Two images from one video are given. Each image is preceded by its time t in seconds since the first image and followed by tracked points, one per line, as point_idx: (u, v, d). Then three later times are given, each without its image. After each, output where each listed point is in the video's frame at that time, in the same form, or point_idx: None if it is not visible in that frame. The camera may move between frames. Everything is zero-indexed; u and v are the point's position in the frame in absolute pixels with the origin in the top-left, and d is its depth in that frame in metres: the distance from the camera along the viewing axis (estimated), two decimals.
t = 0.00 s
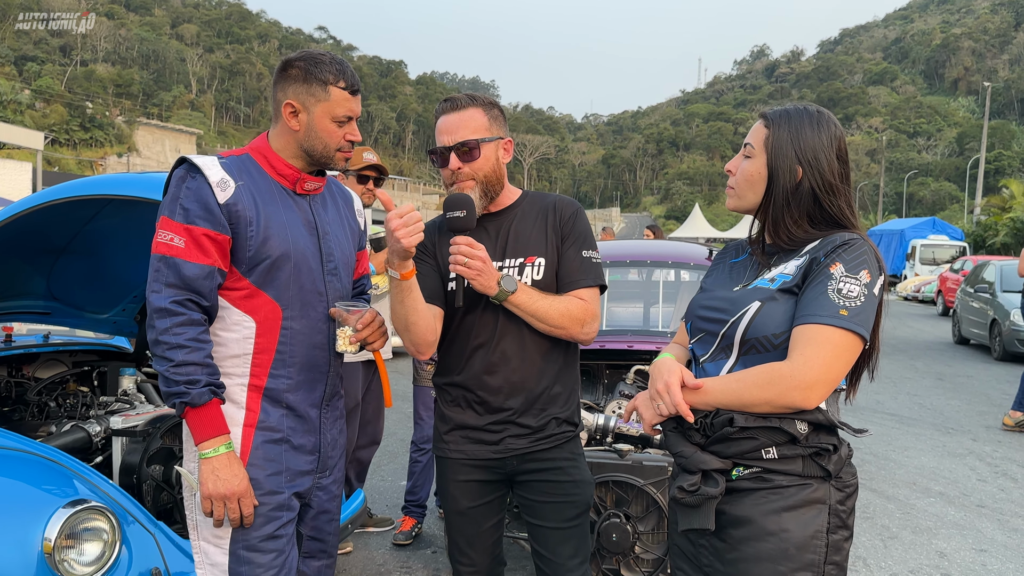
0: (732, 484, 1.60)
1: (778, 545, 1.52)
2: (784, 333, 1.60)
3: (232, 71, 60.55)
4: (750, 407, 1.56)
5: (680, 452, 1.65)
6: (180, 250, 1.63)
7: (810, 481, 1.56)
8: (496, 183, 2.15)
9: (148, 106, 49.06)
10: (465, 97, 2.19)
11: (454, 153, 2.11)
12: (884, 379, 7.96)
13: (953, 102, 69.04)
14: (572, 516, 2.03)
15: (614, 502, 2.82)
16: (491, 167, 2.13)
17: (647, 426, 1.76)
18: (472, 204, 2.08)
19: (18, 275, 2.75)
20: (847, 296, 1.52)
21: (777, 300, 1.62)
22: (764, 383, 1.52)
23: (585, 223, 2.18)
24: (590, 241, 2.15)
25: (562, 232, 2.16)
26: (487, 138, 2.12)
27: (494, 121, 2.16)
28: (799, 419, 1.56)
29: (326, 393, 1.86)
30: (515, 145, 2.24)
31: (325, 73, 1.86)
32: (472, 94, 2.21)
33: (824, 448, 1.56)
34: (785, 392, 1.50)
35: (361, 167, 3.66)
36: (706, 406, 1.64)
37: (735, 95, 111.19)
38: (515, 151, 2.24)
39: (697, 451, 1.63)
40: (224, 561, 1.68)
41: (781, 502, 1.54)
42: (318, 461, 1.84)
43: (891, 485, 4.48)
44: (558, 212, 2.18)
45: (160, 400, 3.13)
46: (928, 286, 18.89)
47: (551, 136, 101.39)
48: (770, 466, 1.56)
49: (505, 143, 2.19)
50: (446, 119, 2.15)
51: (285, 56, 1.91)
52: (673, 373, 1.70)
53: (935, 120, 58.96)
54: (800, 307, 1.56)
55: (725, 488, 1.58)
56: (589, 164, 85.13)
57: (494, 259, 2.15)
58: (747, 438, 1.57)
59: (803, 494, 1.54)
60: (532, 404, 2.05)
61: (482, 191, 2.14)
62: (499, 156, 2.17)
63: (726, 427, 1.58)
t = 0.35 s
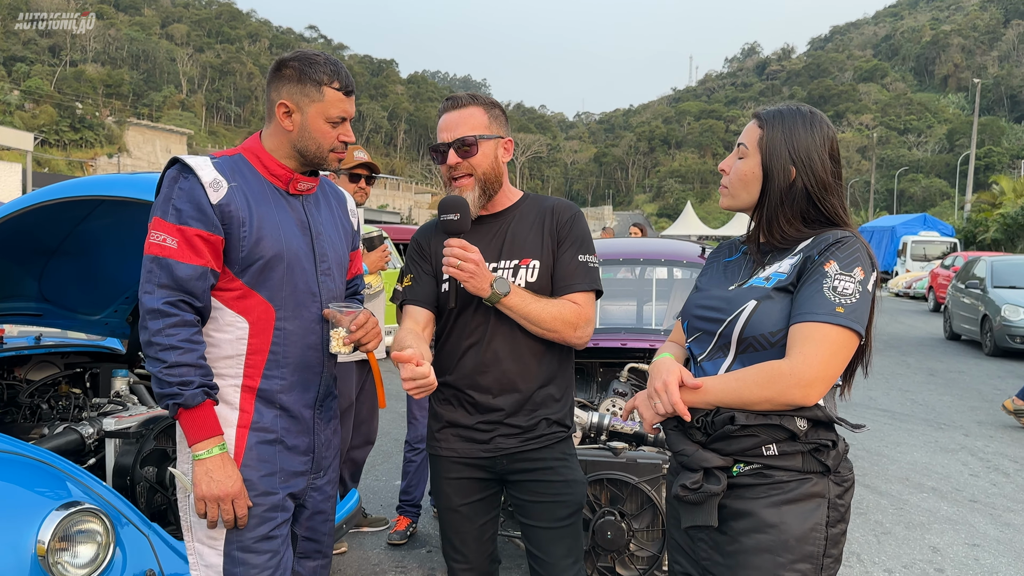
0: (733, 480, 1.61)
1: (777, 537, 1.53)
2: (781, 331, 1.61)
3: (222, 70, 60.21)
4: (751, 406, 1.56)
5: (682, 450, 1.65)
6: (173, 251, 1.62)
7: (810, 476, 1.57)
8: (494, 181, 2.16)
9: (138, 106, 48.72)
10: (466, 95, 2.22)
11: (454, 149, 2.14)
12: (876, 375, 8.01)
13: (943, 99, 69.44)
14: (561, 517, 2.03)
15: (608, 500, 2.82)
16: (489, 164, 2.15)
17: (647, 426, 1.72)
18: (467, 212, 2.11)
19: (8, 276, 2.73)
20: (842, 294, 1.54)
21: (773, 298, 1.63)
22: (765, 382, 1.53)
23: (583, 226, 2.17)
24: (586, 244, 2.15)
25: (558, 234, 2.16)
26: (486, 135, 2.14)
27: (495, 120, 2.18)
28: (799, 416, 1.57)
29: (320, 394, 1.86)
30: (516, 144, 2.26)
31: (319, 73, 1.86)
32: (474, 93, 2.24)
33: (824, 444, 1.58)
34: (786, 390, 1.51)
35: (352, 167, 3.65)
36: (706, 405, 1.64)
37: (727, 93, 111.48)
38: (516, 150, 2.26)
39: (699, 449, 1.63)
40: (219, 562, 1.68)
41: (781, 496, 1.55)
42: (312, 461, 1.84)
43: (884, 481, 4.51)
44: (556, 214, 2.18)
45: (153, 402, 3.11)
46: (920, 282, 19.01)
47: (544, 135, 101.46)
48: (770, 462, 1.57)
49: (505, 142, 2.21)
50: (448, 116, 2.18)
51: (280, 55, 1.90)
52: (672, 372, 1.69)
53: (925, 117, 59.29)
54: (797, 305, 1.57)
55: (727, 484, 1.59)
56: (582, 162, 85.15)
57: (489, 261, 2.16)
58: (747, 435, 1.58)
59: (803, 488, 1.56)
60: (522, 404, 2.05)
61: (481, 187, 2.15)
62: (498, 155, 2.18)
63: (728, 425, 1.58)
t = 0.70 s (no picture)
0: (732, 477, 1.61)
1: (776, 530, 1.54)
2: (775, 326, 1.62)
3: (213, 68, 59.88)
4: (750, 401, 1.57)
5: (682, 448, 1.66)
6: (166, 250, 1.62)
7: (808, 469, 1.58)
8: (493, 168, 2.19)
9: (129, 105, 48.40)
10: (474, 87, 2.26)
11: (453, 134, 2.17)
12: (868, 370, 8.06)
13: (934, 95, 69.76)
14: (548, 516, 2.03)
15: (602, 497, 2.83)
16: (489, 152, 2.18)
17: (645, 424, 1.73)
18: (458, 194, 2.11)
19: None
20: (836, 288, 1.55)
21: (767, 294, 1.64)
22: (762, 377, 1.54)
23: (576, 222, 2.16)
24: (578, 240, 2.15)
25: (551, 231, 2.15)
26: (488, 126, 2.17)
27: (498, 113, 2.21)
28: (797, 410, 1.58)
29: (314, 392, 1.86)
30: (518, 139, 2.28)
31: (312, 71, 1.86)
32: (480, 85, 2.27)
33: (821, 438, 1.60)
34: (784, 385, 1.52)
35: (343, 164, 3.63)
36: (704, 402, 1.64)
37: (719, 90, 111.70)
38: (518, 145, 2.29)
39: (698, 446, 1.64)
40: (213, 561, 1.68)
41: (781, 490, 1.56)
42: (306, 460, 1.84)
43: (876, 476, 4.55)
44: (549, 210, 2.18)
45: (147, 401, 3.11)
46: (911, 278, 19.10)
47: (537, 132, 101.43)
48: (769, 457, 1.58)
49: (507, 135, 2.23)
50: (454, 104, 2.22)
51: (273, 53, 1.90)
52: (670, 371, 1.70)
53: (916, 113, 59.56)
54: (790, 300, 1.58)
55: (727, 480, 1.60)
56: (575, 160, 85.15)
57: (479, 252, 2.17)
58: (747, 431, 1.58)
59: (802, 482, 1.57)
60: (508, 402, 2.05)
61: (478, 173, 2.17)
62: (500, 145, 2.21)
63: (727, 422, 1.59)
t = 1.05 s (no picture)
0: (722, 472, 1.61)
1: (765, 525, 1.55)
2: (766, 324, 1.63)
3: (209, 67, 59.71)
4: (740, 398, 1.58)
5: (672, 443, 1.66)
6: (159, 247, 1.62)
7: (797, 465, 1.60)
8: (489, 163, 2.19)
9: (124, 103, 48.24)
10: (473, 85, 2.27)
11: (449, 134, 2.20)
12: (862, 368, 8.09)
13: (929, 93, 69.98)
14: (538, 521, 2.04)
15: (596, 494, 2.84)
16: (484, 146, 2.18)
17: (636, 420, 1.74)
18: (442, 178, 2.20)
19: None
20: (827, 287, 1.56)
21: (759, 292, 1.65)
22: (753, 373, 1.55)
23: (573, 215, 2.14)
24: (573, 232, 2.12)
25: (546, 223, 2.14)
26: (485, 122, 2.18)
27: (496, 108, 2.21)
28: (786, 407, 1.59)
29: (306, 390, 1.86)
30: (519, 132, 2.27)
31: (305, 69, 1.86)
32: (480, 82, 2.28)
33: (810, 435, 1.61)
34: (774, 382, 1.53)
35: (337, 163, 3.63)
36: (695, 399, 1.65)
37: (715, 88, 111.86)
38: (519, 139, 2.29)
39: (688, 442, 1.65)
40: (205, 558, 1.68)
41: (769, 486, 1.57)
42: (298, 457, 1.84)
43: (870, 473, 4.57)
44: (545, 203, 2.18)
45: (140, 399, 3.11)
46: (906, 276, 19.18)
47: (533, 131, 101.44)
48: (758, 453, 1.59)
49: (508, 128, 2.23)
50: (452, 103, 2.25)
51: (266, 51, 1.90)
52: (662, 367, 1.70)
53: (911, 112, 59.73)
54: (781, 298, 1.59)
55: (716, 475, 1.60)
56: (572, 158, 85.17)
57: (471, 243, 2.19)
58: (737, 427, 1.59)
59: (790, 478, 1.58)
60: (498, 401, 2.06)
61: (474, 168, 2.19)
62: (498, 139, 2.20)
63: (717, 418, 1.60)
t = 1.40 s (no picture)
0: (732, 470, 1.61)
1: (776, 523, 1.56)
2: (777, 322, 1.64)
3: (210, 66, 59.73)
4: (752, 396, 1.58)
5: (682, 442, 1.66)
6: (165, 244, 1.63)
7: (807, 463, 1.60)
8: (491, 167, 2.20)
9: (125, 102, 48.26)
10: (469, 86, 2.28)
11: (450, 139, 2.19)
12: (864, 368, 8.09)
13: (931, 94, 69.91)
14: (539, 521, 2.04)
15: (598, 493, 2.84)
16: (486, 151, 2.18)
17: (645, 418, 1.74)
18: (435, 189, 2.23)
19: None
20: (838, 286, 1.57)
21: (769, 291, 1.65)
22: (765, 372, 1.55)
23: (572, 218, 2.11)
24: (571, 235, 2.09)
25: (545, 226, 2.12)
26: (484, 124, 2.18)
27: (496, 109, 2.21)
28: (797, 406, 1.60)
29: (312, 387, 1.87)
30: (519, 132, 2.28)
31: (310, 68, 1.87)
32: (478, 83, 2.28)
33: (820, 433, 1.61)
34: (787, 380, 1.54)
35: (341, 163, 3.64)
36: (706, 397, 1.64)
37: (717, 88, 111.81)
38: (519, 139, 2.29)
39: (699, 440, 1.64)
40: (210, 555, 1.69)
41: (780, 484, 1.57)
42: (303, 454, 1.85)
43: (871, 473, 4.57)
44: (545, 205, 2.16)
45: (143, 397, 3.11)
46: (907, 277, 19.18)
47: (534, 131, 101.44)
48: (769, 451, 1.59)
49: (509, 129, 2.24)
50: (449, 106, 2.25)
51: (271, 50, 1.90)
52: (672, 366, 1.69)
53: (913, 112, 59.66)
54: (792, 296, 1.60)
55: (727, 474, 1.60)
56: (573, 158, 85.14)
57: (472, 249, 2.21)
58: (748, 425, 1.59)
59: (800, 476, 1.58)
60: (497, 402, 2.07)
61: (477, 174, 2.19)
62: (500, 141, 2.21)
63: (729, 416, 1.59)
